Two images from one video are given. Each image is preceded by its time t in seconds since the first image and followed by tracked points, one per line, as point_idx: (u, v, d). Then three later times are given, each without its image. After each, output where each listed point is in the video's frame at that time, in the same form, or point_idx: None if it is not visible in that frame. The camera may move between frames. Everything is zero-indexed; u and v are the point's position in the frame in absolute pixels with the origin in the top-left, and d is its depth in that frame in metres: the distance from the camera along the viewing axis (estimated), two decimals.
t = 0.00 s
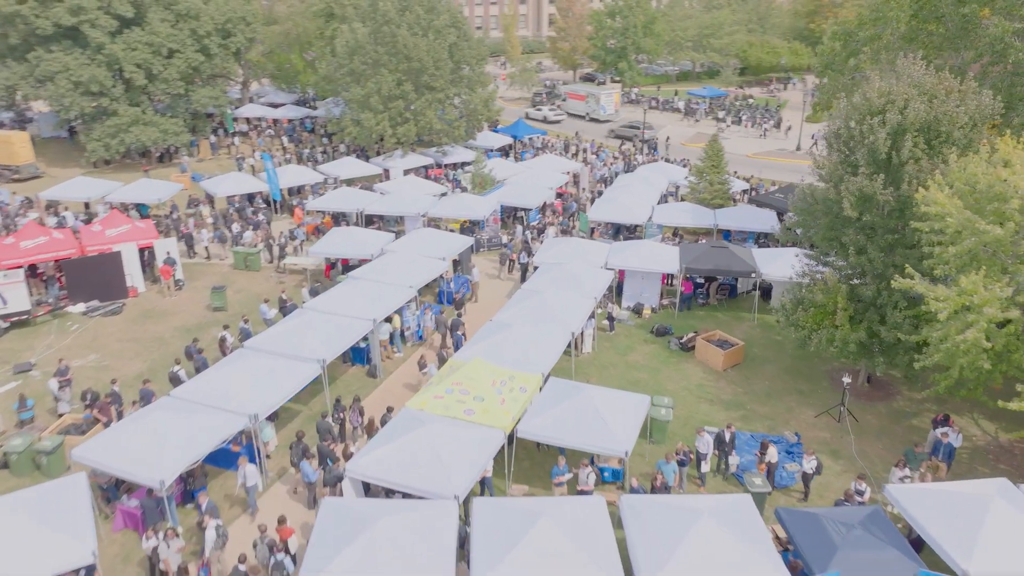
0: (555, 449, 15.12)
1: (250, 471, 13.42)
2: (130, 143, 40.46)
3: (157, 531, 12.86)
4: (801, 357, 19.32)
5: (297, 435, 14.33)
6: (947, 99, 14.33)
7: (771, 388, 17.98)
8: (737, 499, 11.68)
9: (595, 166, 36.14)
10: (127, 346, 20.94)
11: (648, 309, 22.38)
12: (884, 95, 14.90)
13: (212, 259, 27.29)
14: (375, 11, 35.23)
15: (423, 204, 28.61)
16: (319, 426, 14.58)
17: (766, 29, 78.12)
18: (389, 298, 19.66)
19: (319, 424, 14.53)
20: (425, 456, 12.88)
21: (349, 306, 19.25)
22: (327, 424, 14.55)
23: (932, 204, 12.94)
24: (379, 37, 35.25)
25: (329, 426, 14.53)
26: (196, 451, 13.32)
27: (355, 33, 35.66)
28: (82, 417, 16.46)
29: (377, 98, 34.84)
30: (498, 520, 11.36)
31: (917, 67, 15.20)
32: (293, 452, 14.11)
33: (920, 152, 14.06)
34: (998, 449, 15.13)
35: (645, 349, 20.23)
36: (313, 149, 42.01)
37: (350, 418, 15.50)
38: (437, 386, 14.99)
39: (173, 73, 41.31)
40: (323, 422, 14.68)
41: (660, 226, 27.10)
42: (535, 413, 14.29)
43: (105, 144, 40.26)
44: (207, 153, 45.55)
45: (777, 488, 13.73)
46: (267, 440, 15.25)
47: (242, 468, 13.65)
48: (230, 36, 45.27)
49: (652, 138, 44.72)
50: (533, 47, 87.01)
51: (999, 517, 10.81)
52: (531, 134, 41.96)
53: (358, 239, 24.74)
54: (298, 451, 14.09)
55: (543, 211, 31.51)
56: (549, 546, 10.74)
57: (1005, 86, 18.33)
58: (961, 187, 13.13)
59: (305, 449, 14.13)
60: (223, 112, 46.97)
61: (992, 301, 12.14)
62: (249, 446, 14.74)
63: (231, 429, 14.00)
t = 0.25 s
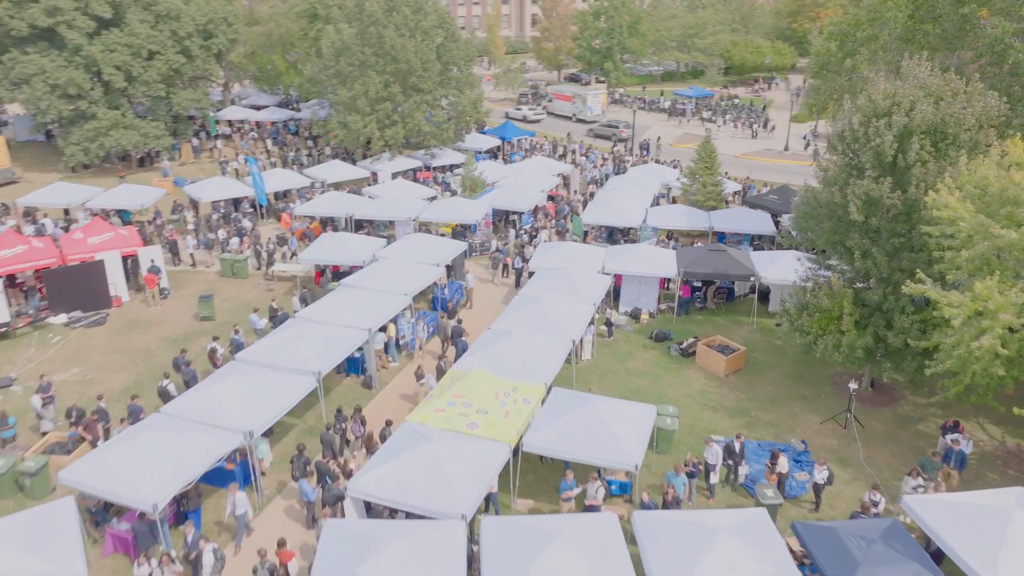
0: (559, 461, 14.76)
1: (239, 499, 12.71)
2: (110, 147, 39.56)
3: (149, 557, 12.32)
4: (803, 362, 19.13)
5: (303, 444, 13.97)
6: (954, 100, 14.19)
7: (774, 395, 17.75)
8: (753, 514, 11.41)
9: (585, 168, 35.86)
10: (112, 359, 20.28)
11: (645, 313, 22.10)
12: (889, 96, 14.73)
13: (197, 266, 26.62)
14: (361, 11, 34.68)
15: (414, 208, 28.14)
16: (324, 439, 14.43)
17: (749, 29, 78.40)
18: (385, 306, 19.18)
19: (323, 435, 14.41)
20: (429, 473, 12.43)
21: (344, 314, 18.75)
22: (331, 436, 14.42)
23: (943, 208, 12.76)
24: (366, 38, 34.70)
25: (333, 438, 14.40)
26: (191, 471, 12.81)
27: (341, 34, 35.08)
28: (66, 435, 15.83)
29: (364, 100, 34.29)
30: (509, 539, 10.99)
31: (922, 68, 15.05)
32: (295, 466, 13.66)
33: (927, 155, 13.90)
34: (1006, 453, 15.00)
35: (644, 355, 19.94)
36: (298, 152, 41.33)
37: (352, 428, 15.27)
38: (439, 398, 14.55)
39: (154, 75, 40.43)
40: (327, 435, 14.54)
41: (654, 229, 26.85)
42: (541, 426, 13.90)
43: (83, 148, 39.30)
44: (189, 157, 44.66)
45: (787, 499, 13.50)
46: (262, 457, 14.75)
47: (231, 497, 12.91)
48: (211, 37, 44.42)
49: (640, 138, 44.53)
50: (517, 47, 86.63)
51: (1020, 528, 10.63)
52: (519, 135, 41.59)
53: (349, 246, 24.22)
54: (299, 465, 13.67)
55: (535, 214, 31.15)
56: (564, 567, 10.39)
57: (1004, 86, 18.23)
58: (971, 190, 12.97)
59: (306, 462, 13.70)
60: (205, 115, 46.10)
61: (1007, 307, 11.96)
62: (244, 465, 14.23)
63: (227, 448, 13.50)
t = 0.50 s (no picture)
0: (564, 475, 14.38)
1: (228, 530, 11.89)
2: (89, 151, 38.63)
3: None
4: (805, 368, 18.91)
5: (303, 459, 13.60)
6: (962, 102, 14.02)
7: (778, 402, 17.51)
8: (768, 529, 11.11)
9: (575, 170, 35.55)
10: (96, 373, 19.60)
11: (644, 319, 21.79)
12: (896, 98, 14.55)
13: (183, 275, 25.93)
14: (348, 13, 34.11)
15: (405, 213, 27.65)
16: (328, 451, 14.11)
17: (733, 29, 78.57)
18: (380, 315, 18.70)
19: (328, 447, 14.10)
20: (433, 492, 11.99)
21: (338, 324, 18.23)
22: (336, 448, 14.12)
23: (954, 212, 12.55)
24: (353, 39, 34.14)
25: (338, 450, 14.07)
26: (184, 493, 12.27)
27: (327, 36, 34.48)
28: (50, 455, 15.20)
29: (351, 102, 33.72)
30: (519, 562, 10.59)
31: (927, 69, 14.89)
32: (295, 481, 13.25)
33: (936, 157, 13.71)
34: (1014, 459, 14.84)
35: (645, 362, 19.62)
36: (282, 155, 40.62)
37: (353, 439, 14.98)
38: (442, 412, 14.12)
39: (134, 78, 39.52)
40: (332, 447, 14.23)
41: (649, 233, 26.57)
42: (547, 440, 13.50)
43: (61, 153, 38.32)
44: (171, 161, 43.76)
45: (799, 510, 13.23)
46: (257, 475, 14.22)
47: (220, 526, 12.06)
48: (192, 39, 43.57)
49: (630, 140, 44.31)
50: (501, 48, 86.19)
51: None
52: (508, 137, 41.20)
53: (340, 252, 23.68)
54: (300, 480, 13.26)
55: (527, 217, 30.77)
56: None
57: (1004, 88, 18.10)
58: (982, 194, 12.78)
59: (307, 476, 13.32)
60: (186, 118, 45.22)
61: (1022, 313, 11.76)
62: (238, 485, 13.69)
63: (221, 467, 12.97)
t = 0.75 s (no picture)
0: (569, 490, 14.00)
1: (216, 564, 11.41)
2: (66, 156, 37.65)
3: None
4: (806, 374, 18.68)
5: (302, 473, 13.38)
6: (969, 104, 13.86)
7: (782, 409, 17.26)
8: (784, 547, 10.80)
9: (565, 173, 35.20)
10: (78, 388, 18.89)
11: (641, 324, 21.47)
12: (902, 100, 14.36)
13: (166, 283, 25.21)
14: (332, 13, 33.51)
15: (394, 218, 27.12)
16: (330, 463, 13.78)
17: (716, 29, 78.71)
18: (373, 325, 18.20)
19: (330, 460, 13.78)
20: (438, 513, 11.55)
21: (330, 335, 17.70)
22: (339, 461, 13.78)
23: (966, 217, 12.34)
24: (338, 41, 33.54)
25: (341, 462, 13.79)
26: (176, 519, 11.72)
27: (311, 37, 33.84)
28: (32, 478, 14.53)
29: (337, 105, 33.11)
30: None
31: (932, 71, 14.73)
32: (295, 495, 13.10)
33: (944, 161, 13.53)
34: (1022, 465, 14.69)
35: (645, 369, 19.29)
36: (266, 159, 39.87)
37: (353, 451, 14.63)
38: (444, 427, 13.67)
39: (112, 80, 38.55)
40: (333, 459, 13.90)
41: (643, 236, 26.28)
42: (554, 455, 13.10)
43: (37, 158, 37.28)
44: (151, 165, 42.80)
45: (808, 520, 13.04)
46: (251, 495, 13.67)
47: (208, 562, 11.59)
48: (172, 40, 42.67)
49: (617, 141, 44.05)
50: (484, 49, 85.72)
51: None
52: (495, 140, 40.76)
53: (329, 259, 23.10)
54: (299, 494, 13.09)
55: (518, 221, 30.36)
56: None
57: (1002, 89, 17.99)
58: (993, 198, 12.59)
59: (307, 492, 13.11)
60: (166, 121, 44.28)
61: None
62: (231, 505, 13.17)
63: (215, 490, 12.43)
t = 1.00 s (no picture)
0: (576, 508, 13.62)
1: None
2: (42, 161, 36.62)
3: None
4: (808, 380, 18.45)
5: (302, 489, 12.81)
6: (976, 106, 13.71)
7: (785, 417, 17.00)
8: (805, 565, 10.50)
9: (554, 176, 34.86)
10: (59, 405, 18.15)
11: (638, 330, 21.13)
12: (910, 102, 14.17)
13: (149, 293, 24.45)
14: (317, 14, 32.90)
15: (384, 223, 26.57)
16: (332, 478, 13.29)
17: (699, 29, 78.91)
18: (367, 335, 17.66)
19: (332, 474, 13.29)
20: (444, 536, 11.07)
21: (323, 347, 17.13)
22: (341, 475, 13.31)
23: (977, 222, 12.13)
24: (323, 42, 32.94)
25: (344, 476, 13.30)
26: (168, 547, 11.16)
27: (296, 38, 33.18)
28: (11, 503, 13.82)
29: (322, 108, 32.49)
30: None
31: (938, 72, 14.55)
32: (296, 512, 12.55)
33: (952, 164, 13.35)
34: None
35: (644, 377, 18.96)
36: (249, 163, 39.09)
37: (352, 463, 14.17)
38: (446, 443, 13.20)
39: (89, 83, 37.55)
40: (335, 473, 13.40)
41: (637, 239, 25.95)
42: (561, 471, 12.68)
43: (12, 163, 36.22)
44: (130, 170, 41.82)
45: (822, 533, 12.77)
46: (245, 516, 13.10)
47: None
48: (151, 42, 41.74)
49: (605, 143, 43.83)
50: (467, 49, 85.25)
51: None
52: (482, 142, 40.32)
53: (319, 267, 22.50)
54: (301, 511, 12.54)
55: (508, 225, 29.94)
56: None
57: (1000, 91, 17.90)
58: (1004, 201, 12.40)
59: (308, 509, 12.58)
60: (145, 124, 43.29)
61: None
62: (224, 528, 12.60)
63: (208, 515, 11.87)
